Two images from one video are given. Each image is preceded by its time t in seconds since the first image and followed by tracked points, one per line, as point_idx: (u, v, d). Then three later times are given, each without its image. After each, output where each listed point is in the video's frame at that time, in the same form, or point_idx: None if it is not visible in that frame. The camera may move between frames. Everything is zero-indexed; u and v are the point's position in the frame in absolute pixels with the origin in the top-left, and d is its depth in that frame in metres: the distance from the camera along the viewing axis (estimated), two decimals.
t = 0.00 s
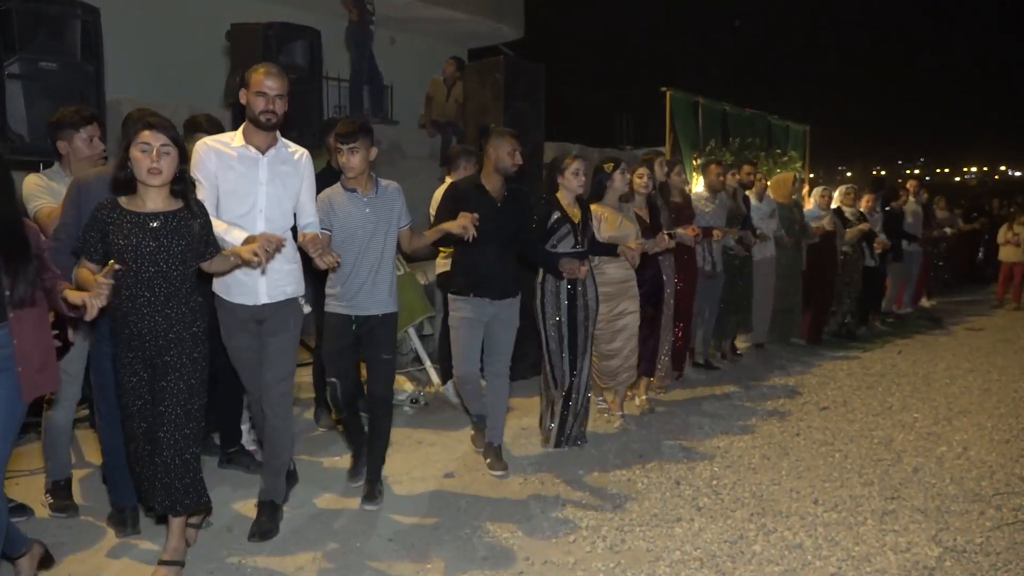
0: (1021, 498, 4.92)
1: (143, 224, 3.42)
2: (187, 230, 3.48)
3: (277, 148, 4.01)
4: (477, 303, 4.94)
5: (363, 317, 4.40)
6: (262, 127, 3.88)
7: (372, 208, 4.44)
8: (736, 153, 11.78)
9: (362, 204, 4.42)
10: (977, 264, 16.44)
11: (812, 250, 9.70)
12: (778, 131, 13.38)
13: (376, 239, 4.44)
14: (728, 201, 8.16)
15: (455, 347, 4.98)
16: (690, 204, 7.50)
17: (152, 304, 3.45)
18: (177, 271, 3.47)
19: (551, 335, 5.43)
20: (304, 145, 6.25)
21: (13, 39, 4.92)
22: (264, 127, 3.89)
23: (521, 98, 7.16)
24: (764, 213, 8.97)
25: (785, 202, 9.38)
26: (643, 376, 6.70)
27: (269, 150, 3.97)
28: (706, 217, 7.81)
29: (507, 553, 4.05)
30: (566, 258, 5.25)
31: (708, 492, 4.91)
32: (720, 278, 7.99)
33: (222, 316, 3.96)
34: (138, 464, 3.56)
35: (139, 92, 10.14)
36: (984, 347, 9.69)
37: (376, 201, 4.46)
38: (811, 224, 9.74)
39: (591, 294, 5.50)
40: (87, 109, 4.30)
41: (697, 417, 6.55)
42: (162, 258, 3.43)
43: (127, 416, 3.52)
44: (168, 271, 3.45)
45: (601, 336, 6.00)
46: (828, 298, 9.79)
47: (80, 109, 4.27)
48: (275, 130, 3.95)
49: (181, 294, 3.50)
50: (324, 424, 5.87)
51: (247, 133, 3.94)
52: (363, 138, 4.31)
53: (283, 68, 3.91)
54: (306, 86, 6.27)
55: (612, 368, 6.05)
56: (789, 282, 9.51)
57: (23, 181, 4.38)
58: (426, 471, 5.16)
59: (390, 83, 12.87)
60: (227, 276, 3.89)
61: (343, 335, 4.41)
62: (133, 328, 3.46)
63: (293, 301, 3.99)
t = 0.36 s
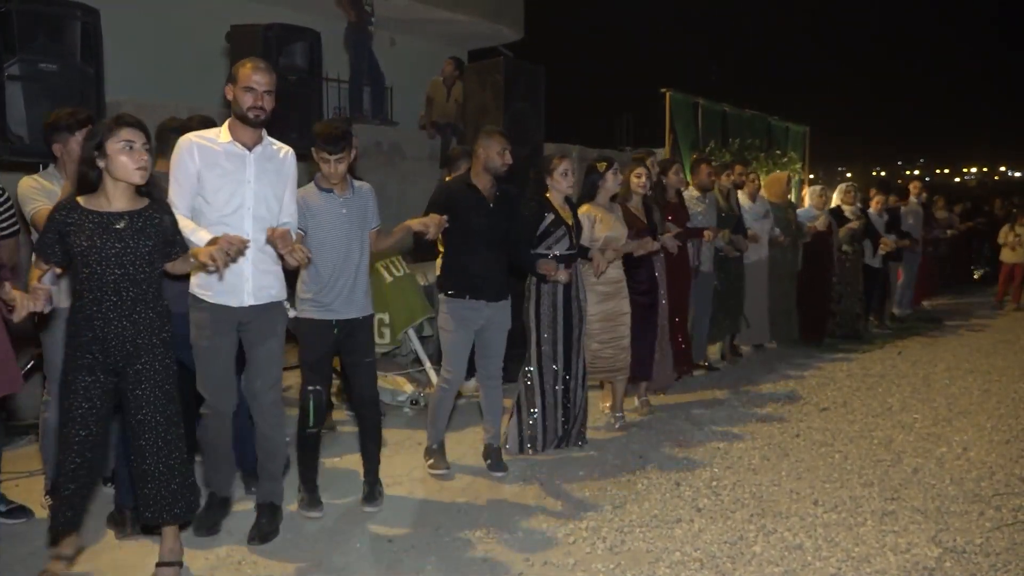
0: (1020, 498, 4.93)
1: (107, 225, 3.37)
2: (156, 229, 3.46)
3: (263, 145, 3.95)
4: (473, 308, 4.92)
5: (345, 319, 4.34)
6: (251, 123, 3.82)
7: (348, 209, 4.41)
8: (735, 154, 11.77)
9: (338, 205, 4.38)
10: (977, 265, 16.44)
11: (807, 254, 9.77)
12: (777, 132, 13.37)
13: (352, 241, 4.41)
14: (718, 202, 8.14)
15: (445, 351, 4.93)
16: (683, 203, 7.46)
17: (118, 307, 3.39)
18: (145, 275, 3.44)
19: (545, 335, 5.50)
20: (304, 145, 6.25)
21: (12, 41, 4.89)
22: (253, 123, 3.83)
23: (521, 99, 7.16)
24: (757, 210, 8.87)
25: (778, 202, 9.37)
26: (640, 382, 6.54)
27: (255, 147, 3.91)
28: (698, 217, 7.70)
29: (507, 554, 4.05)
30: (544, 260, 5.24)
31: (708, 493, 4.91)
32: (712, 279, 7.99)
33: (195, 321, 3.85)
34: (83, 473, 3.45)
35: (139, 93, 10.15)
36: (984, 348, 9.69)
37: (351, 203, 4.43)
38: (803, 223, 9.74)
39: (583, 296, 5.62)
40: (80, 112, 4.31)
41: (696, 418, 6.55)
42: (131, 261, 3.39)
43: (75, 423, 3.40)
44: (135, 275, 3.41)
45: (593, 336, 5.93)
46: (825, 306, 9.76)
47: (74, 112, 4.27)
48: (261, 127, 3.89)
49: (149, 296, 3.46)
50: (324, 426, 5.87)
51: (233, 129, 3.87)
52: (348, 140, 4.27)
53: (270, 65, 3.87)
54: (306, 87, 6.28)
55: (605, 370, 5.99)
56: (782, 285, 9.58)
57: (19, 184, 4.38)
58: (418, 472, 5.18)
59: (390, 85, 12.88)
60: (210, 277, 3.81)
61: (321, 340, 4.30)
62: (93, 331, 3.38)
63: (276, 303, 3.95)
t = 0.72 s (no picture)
0: (1018, 496, 4.92)
1: (41, 223, 3.32)
2: (90, 225, 3.45)
3: (227, 141, 3.88)
4: (451, 307, 4.90)
5: (321, 322, 4.35)
6: (213, 118, 3.74)
7: (323, 213, 4.37)
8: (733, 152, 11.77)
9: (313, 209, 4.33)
10: (976, 263, 16.45)
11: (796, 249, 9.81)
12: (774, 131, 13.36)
13: (327, 244, 4.38)
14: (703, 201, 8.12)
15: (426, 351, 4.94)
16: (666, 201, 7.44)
17: (59, 308, 3.35)
18: (85, 273, 3.42)
19: (528, 334, 5.46)
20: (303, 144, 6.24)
21: (9, 41, 4.89)
22: (214, 119, 3.75)
23: (518, 97, 7.16)
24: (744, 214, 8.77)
25: (764, 201, 9.44)
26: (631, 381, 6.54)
27: (218, 142, 3.84)
28: (682, 216, 7.67)
29: (504, 553, 4.05)
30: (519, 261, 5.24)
31: (706, 491, 4.90)
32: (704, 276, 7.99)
33: (163, 322, 3.76)
34: (38, 483, 3.41)
35: (136, 92, 10.14)
36: (982, 346, 9.69)
37: (326, 206, 4.38)
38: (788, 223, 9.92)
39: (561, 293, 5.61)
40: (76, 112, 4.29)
41: (694, 416, 6.55)
42: (70, 258, 3.37)
43: (24, 434, 3.34)
44: (74, 274, 3.38)
45: (577, 337, 5.94)
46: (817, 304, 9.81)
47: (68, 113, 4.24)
48: (223, 122, 3.82)
49: (88, 295, 3.44)
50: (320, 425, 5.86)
51: (194, 124, 3.79)
52: (331, 152, 4.20)
53: (231, 58, 3.79)
54: (304, 86, 6.27)
55: (592, 368, 5.98)
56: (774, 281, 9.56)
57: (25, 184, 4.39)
58: (405, 469, 5.19)
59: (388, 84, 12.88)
60: (180, 277, 3.72)
61: (302, 343, 4.32)
62: (32, 336, 3.32)
63: (248, 302, 3.92)
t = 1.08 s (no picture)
0: (1017, 496, 4.93)
1: (9, 219, 3.31)
2: (59, 220, 3.44)
3: (206, 139, 3.86)
4: (442, 306, 4.88)
5: (319, 323, 4.32)
6: (189, 115, 3.71)
7: (321, 211, 4.35)
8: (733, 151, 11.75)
9: (309, 207, 4.31)
10: (976, 263, 16.46)
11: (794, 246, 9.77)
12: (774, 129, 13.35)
13: (324, 244, 4.36)
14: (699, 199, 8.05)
15: (422, 348, 4.95)
16: (660, 200, 7.42)
17: (33, 304, 3.36)
18: (57, 269, 3.43)
19: (522, 333, 5.43)
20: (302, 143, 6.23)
21: (7, 39, 4.88)
22: (192, 116, 3.73)
23: (517, 96, 7.15)
24: (741, 215, 8.81)
25: (759, 199, 9.54)
26: (620, 383, 6.50)
27: (197, 140, 3.82)
28: (676, 215, 7.64)
29: (503, 552, 4.04)
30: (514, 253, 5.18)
31: (705, 491, 4.90)
32: (701, 275, 7.97)
33: (151, 322, 3.75)
34: (25, 482, 3.37)
35: (136, 91, 10.12)
36: (982, 345, 9.69)
37: (324, 205, 4.37)
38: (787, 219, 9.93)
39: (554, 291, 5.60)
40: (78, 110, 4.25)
41: (692, 415, 6.54)
42: (43, 254, 3.37)
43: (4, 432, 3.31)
44: (44, 270, 3.38)
45: (570, 338, 5.88)
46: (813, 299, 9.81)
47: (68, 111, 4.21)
48: (200, 119, 3.80)
49: (59, 292, 3.44)
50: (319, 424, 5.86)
51: (171, 121, 3.78)
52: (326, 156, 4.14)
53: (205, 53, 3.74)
54: (302, 85, 6.27)
55: (586, 370, 5.95)
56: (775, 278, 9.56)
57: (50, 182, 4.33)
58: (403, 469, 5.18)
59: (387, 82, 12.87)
60: (165, 278, 3.71)
61: (300, 340, 4.31)
62: (6, 332, 3.31)
63: (234, 299, 3.92)
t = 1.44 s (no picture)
0: (1018, 496, 4.93)
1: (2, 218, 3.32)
2: (52, 219, 3.44)
3: (208, 140, 3.85)
4: (438, 303, 4.89)
5: (325, 319, 4.33)
6: (181, 115, 3.69)
7: (323, 208, 4.36)
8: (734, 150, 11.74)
9: (312, 204, 4.32)
10: (977, 263, 16.47)
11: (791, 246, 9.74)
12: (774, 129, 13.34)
13: (327, 241, 4.37)
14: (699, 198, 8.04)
15: (416, 349, 4.93)
16: (660, 199, 7.43)
17: (23, 303, 3.35)
18: (49, 267, 3.41)
19: (524, 331, 5.43)
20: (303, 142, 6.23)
21: (9, 37, 4.88)
22: (188, 115, 3.71)
23: (518, 95, 7.14)
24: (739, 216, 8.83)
25: (757, 199, 9.50)
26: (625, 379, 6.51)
27: (199, 141, 3.81)
28: (678, 213, 7.64)
29: (503, 551, 4.04)
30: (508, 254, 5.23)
31: (705, 490, 4.90)
32: (700, 275, 7.94)
33: (152, 322, 3.74)
34: (18, 479, 3.40)
35: (136, 89, 10.12)
36: (982, 345, 9.69)
37: (326, 202, 4.38)
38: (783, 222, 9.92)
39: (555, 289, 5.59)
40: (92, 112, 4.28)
41: (693, 415, 6.54)
42: (34, 251, 3.37)
43: None
44: (37, 268, 3.38)
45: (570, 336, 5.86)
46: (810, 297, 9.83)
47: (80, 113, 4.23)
48: (199, 119, 3.78)
49: (55, 291, 3.44)
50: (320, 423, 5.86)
51: (172, 123, 3.77)
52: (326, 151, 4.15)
53: (204, 53, 3.70)
54: (303, 83, 6.27)
55: (586, 368, 5.94)
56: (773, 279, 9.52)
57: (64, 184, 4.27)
58: (403, 467, 5.17)
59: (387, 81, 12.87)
60: (167, 278, 3.71)
61: (303, 339, 4.30)
62: None
63: (236, 299, 3.91)
